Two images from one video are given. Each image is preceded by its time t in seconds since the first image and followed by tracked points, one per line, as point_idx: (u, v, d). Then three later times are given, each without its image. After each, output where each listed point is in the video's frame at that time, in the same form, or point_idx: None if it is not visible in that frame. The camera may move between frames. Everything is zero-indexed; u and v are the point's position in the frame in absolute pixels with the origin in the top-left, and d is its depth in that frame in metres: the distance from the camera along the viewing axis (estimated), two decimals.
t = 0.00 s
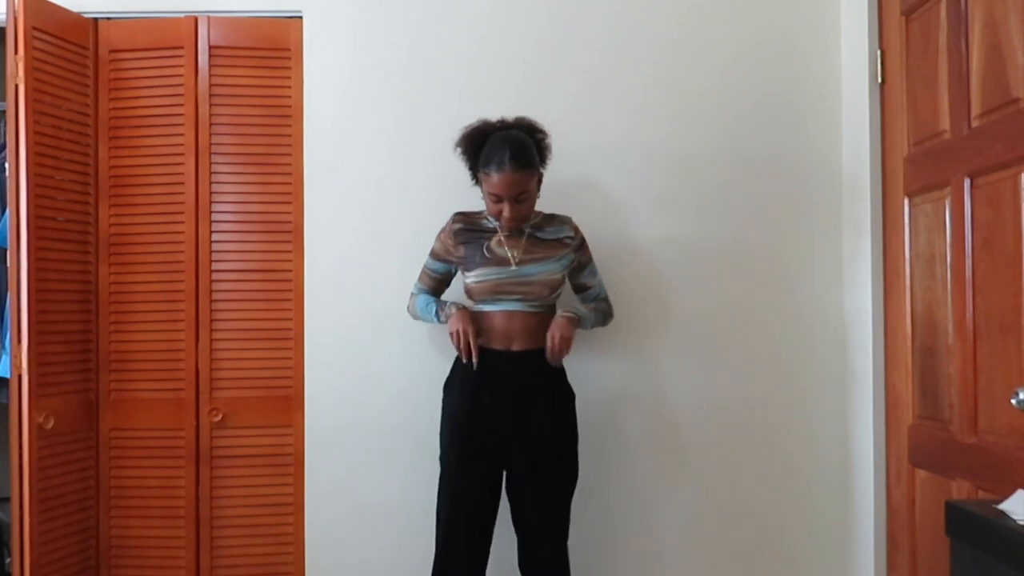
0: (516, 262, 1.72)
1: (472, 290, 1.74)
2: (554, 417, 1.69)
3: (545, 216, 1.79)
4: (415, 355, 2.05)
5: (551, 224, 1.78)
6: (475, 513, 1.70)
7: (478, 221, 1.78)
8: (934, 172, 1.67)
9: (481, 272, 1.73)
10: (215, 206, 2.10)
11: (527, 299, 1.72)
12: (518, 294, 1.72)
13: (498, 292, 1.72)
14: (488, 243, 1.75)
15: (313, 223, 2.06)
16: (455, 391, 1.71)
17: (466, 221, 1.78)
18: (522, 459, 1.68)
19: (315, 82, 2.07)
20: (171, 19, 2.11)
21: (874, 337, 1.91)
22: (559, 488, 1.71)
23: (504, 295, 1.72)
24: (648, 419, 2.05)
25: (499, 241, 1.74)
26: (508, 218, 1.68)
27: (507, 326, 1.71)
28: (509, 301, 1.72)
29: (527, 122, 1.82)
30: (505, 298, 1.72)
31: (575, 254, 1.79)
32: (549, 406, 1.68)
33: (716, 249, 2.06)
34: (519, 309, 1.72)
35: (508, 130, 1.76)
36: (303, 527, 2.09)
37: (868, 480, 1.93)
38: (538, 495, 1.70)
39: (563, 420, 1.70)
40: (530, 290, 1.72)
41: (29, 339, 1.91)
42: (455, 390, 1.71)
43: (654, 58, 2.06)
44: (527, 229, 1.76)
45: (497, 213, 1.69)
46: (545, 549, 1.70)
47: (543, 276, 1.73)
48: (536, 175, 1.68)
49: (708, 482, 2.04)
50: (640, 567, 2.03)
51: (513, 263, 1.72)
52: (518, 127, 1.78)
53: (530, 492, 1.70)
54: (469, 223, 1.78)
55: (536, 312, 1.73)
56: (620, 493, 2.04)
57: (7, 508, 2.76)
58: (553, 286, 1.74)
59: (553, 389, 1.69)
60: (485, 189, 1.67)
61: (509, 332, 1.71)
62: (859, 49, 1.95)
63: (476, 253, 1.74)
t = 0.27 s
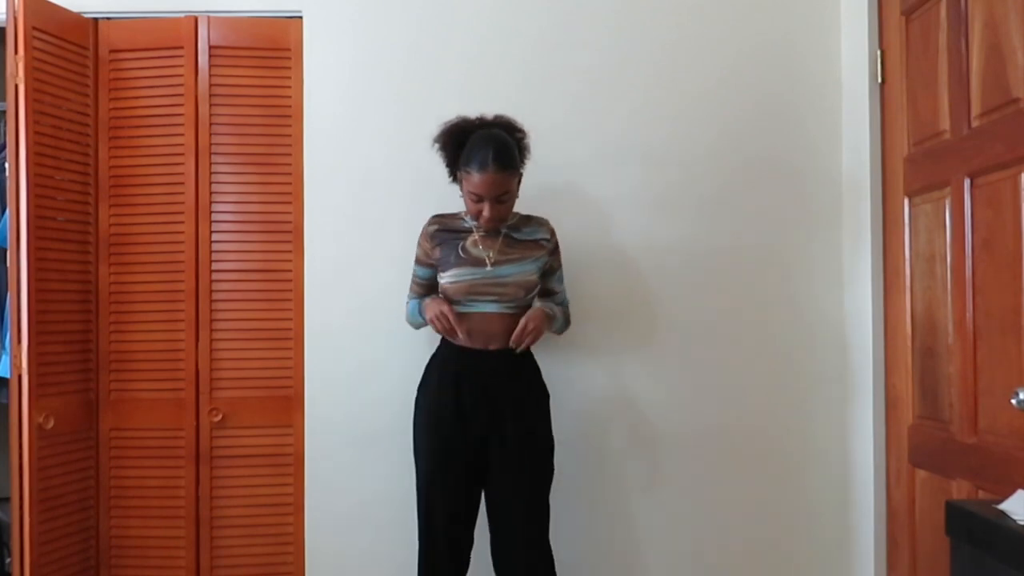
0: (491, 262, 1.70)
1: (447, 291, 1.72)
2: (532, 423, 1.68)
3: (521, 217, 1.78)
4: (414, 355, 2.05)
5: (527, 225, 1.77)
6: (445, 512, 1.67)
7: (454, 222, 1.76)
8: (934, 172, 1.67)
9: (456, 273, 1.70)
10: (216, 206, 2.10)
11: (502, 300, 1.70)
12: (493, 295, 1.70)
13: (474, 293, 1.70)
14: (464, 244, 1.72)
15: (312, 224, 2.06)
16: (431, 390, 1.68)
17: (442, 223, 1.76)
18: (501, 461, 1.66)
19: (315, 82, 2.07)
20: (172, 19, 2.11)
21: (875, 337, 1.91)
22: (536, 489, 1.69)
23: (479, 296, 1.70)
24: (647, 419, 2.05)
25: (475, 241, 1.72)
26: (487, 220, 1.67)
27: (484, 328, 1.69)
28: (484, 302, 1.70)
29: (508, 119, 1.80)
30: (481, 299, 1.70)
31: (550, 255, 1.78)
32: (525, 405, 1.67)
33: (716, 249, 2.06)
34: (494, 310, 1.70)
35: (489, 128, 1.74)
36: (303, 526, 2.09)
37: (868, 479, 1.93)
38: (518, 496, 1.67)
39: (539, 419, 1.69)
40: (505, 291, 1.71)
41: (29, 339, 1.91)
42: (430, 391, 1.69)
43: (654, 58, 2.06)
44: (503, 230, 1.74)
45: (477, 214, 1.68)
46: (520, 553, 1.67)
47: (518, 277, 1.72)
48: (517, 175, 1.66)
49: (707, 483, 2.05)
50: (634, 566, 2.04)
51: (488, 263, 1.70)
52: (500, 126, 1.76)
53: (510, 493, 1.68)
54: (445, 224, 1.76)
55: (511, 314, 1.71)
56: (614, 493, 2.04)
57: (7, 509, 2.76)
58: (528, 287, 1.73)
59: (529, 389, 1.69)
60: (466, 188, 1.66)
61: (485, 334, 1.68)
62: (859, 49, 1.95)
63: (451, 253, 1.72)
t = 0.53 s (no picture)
0: (491, 262, 1.70)
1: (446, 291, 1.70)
2: (533, 421, 1.67)
3: (518, 216, 1.78)
4: (414, 355, 2.05)
5: (525, 225, 1.77)
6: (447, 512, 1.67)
7: (450, 221, 1.74)
8: (935, 173, 1.67)
9: (456, 273, 1.69)
10: (216, 206, 2.10)
11: (503, 300, 1.70)
12: (494, 295, 1.70)
13: (475, 293, 1.69)
14: (462, 243, 1.71)
15: (312, 224, 2.06)
16: (429, 392, 1.67)
17: (438, 220, 1.74)
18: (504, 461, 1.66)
19: (315, 82, 2.07)
20: (172, 19, 2.11)
21: (875, 337, 1.91)
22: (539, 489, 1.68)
23: (480, 296, 1.69)
24: (647, 419, 2.05)
25: (474, 240, 1.71)
26: (492, 203, 1.66)
27: (484, 329, 1.68)
28: (485, 302, 1.69)
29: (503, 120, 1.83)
30: (482, 299, 1.69)
31: (548, 255, 1.79)
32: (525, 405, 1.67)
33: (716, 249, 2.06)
34: (495, 311, 1.69)
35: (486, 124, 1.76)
36: (303, 527, 2.09)
37: (868, 479, 1.93)
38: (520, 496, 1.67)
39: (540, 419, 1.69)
40: (506, 291, 1.70)
41: (29, 339, 1.91)
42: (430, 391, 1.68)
43: (654, 58, 2.06)
44: (502, 229, 1.74)
45: (480, 200, 1.67)
46: (525, 553, 1.66)
47: (519, 276, 1.72)
48: (520, 160, 1.68)
49: (707, 483, 2.05)
50: (633, 566, 2.04)
51: (488, 263, 1.70)
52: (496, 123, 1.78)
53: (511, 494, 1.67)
54: (440, 221, 1.74)
55: (513, 313, 1.71)
56: (614, 493, 2.04)
57: (8, 509, 2.76)
58: (529, 287, 1.73)
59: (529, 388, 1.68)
60: (469, 174, 1.66)
61: (486, 334, 1.68)
62: (859, 49, 1.95)
63: (450, 253, 1.71)
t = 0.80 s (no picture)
0: (522, 255, 1.67)
1: (476, 284, 1.68)
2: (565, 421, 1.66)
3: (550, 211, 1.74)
4: (415, 355, 2.05)
5: (558, 220, 1.74)
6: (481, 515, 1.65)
7: (481, 216, 1.72)
8: (935, 173, 1.67)
9: (486, 266, 1.67)
10: (215, 206, 2.10)
11: (533, 296, 1.67)
12: (524, 289, 1.67)
13: (504, 286, 1.66)
14: (492, 235, 1.69)
15: (313, 223, 2.06)
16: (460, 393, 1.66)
17: (468, 217, 1.72)
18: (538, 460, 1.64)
19: (315, 82, 2.07)
20: (172, 20, 2.11)
21: (874, 337, 1.91)
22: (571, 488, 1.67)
23: (509, 290, 1.67)
24: (648, 420, 2.05)
25: (504, 233, 1.68)
26: (518, 179, 1.64)
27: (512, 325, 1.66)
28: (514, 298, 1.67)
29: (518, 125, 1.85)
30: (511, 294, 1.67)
31: (581, 252, 1.76)
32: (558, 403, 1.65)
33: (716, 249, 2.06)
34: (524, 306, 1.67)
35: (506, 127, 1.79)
36: (303, 526, 2.09)
37: (868, 479, 1.93)
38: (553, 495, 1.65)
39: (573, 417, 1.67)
40: (536, 286, 1.67)
41: (29, 339, 1.91)
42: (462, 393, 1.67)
43: (654, 57, 2.06)
44: (534, 222, 1.71)
45: (506, 181, 1.65)
46: (559, 554, 1.65)
47: (551, 272, 1.69)
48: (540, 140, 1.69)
49: (708, 483, 2.04)
50: (643, 568, 2.03)
51: (519, 256, 1.67)
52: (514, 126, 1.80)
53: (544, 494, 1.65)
54: (470, 217, 1.72)
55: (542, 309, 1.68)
56: (614, 493, 2.04)
57: (8, 509, 2.76)
58: (559, 283, 1.70)
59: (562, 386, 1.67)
60: (491, 156, 1.67)
61: (515, 331, 1.66)
62: (859, 49, 1.95)
63: (479, 246, 1.68)
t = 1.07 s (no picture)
0: (549, 259, 1.64)
1: (504, 291, 1.66)
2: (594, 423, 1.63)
3: (579, 213, 1.71)
4: (415, 355, 2.05)
5: (585, 221, 1.70)
6: (510, 518, 1.63)
7: (507, 220, 1.70)
8: (934, 173, 1.67)
9: (513, 271, 1.65)
10: (215, 206, 2.10)
11: (562, 301, 1.64)
12: (552, 294, 1.64)
13: (531, 292, 1.64)
14: (519, 240, 1.67)
15: (313, 224, 2.06)
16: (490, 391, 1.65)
17: (495, 221, 1.71)
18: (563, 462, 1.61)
19: (315, 82, 2.07)
20: (172, 20, 2.11)
21: (874, 336, 1.91)
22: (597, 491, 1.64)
23: (537, 295, 1.64)
24: (649, 420, 2.05)
25: (531, 237, 1.66)
26: (539, 175, 1.63)
27: (538, 330, 1.63)
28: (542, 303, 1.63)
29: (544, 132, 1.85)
30: (539, 299, 1.64)
31: (613, 252, 1.71)
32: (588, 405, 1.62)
33: (717, 249, 2.06)
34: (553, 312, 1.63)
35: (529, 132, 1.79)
36: (303, 526, 2.09)
37: (867, 479, 1.93)
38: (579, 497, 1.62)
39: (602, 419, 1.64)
40: (564, 290, 1.64)
41: (29, 339, 1.91)
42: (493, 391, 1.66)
43: (655, 57, 2.06)
44: (560, 224, 1.68)
45: (528, 180, 1.65)
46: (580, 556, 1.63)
47: (579, 276, 1.65)
48: (561, 138, 1.69)
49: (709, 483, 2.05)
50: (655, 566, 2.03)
51: (546, 259, 1.64)
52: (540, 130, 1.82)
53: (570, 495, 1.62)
54: (498, 222, 1.71)
55: (574, 314, 1.64)
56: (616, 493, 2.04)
57: (7, 509, 2.76)
58: (589, 288, 1.66)
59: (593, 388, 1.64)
60: (511, 156, 1.67)
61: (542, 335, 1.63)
62: (859, 49, 1.95)
63: (506, 252, 1.67)
